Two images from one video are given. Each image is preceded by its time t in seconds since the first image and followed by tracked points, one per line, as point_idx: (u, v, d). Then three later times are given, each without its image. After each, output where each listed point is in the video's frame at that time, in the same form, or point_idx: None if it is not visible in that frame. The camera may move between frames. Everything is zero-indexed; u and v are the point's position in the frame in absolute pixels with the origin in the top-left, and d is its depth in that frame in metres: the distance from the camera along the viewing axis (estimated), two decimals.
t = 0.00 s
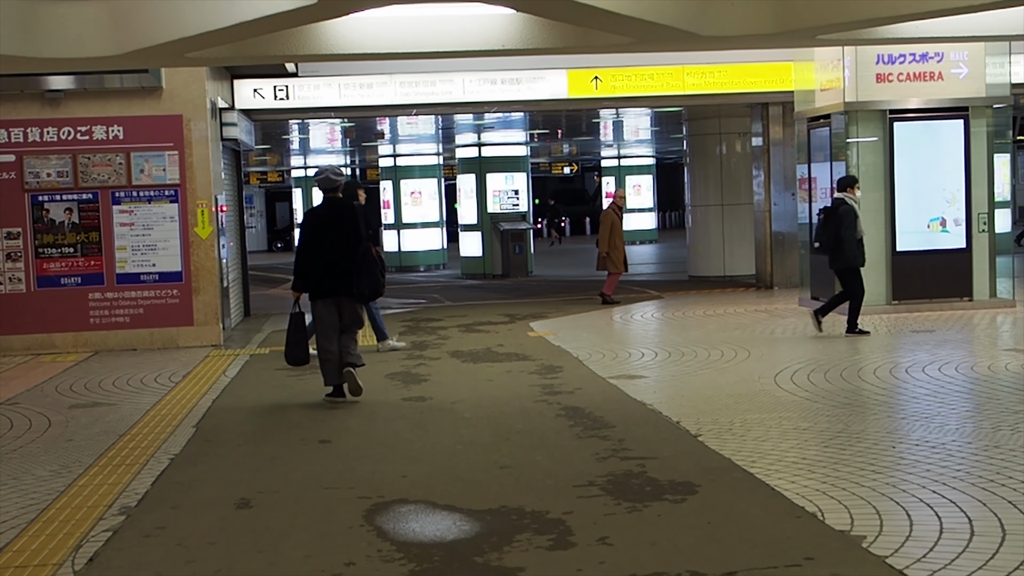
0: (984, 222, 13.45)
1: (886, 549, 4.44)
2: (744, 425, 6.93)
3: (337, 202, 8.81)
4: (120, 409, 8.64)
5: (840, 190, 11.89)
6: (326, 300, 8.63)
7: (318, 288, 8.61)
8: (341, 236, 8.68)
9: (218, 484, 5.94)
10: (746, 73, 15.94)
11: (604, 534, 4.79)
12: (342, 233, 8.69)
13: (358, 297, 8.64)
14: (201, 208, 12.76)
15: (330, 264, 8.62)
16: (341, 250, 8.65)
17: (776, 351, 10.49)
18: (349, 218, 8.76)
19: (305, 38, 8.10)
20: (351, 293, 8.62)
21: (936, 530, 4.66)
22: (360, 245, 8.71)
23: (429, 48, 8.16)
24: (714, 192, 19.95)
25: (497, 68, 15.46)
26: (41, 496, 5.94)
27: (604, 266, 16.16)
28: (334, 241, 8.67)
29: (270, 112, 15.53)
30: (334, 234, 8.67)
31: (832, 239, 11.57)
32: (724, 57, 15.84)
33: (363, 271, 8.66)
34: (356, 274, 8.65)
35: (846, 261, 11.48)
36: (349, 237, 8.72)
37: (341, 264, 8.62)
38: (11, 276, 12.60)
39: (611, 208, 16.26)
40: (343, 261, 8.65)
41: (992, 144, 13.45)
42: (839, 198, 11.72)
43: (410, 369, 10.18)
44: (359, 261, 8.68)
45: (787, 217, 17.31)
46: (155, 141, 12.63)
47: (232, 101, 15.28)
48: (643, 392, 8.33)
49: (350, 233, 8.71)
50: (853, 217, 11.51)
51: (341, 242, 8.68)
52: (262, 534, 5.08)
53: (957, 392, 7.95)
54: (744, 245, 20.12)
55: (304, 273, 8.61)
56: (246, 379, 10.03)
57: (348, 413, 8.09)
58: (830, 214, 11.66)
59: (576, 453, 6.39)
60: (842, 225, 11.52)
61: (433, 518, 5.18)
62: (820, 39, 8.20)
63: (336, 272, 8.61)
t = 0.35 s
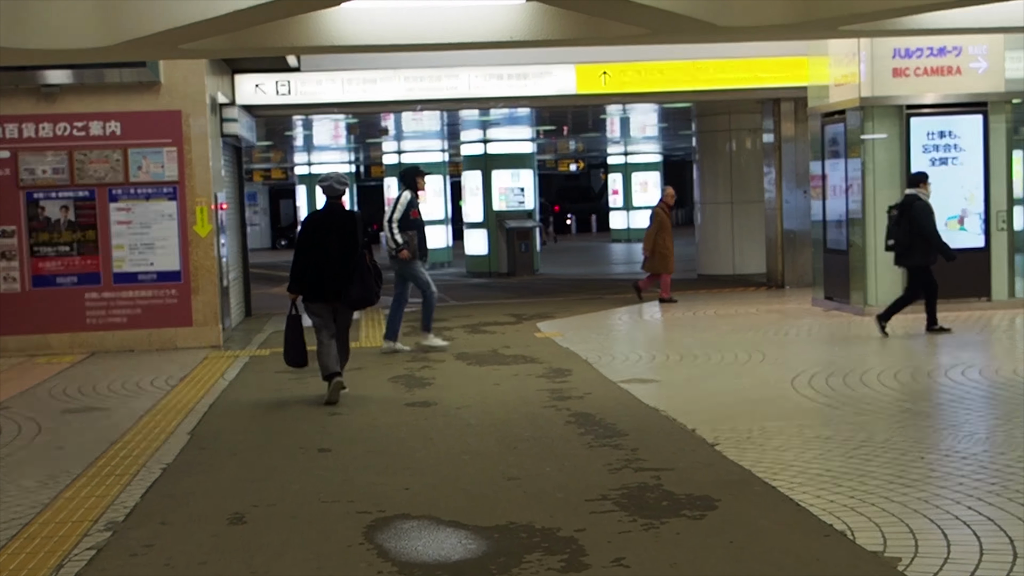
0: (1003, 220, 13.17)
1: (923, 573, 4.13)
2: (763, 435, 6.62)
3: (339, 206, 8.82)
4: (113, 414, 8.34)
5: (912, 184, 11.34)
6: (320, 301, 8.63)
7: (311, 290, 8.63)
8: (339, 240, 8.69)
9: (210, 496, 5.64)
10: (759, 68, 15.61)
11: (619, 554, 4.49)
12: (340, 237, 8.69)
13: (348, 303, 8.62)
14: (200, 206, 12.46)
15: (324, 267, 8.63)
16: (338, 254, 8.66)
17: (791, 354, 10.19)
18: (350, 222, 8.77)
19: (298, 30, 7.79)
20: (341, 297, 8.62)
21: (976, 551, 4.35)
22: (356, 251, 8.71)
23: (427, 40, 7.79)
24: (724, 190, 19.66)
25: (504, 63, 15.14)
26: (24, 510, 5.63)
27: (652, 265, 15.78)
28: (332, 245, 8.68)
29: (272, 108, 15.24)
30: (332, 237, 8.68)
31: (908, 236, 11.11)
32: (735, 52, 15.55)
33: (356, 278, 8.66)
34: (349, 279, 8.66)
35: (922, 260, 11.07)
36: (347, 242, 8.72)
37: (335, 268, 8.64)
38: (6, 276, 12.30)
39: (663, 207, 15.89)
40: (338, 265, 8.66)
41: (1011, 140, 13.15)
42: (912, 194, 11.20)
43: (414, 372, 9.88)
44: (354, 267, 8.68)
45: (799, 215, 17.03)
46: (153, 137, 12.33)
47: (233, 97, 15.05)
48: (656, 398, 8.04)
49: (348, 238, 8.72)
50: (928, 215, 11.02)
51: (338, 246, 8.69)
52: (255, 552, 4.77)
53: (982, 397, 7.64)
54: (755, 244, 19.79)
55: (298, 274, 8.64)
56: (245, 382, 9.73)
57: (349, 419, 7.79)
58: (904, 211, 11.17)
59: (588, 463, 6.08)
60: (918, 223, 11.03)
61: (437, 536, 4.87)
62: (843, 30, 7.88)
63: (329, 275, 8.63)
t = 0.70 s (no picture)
0: None
1: None
2: (785, 448, 6.32)
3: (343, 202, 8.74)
4: (109, 424, 8.03)
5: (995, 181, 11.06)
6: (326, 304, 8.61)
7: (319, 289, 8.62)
8: (343, 237, 8.62)
9: (204, 517, 5.33)
10: (774, 64, 15.26)
11: None
12: (344, 234, 8.62)
13: (357, 299, 8.56)
14: (202, 207, 12.15)
15: (330, 265, 8.59)
16: (343, 251, 8.59)
17: (812, 359, 9.88)
18: (354, 218, 8.66)
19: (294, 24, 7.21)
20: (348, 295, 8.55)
21: None
22: (362, 246, 8.61)
23: (435, 35, 7.24)
24: (738, 188, 19.35)
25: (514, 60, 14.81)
26: (7, 530, 5.33)
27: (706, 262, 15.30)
28: (337, 241, 8.63)
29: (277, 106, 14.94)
30: (336, 235, 8.61)
31: (986, 234, 10.84)
32: (751, 47, 15.20)
33: (361, 273, 8.56)
34: (355, 275, 8.57)
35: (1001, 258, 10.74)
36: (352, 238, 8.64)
37: (341, 266, 8.58)
38: (5, 279, 12.02)
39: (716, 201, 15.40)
40: (343, 262, 8.59)
41: None
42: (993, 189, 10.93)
43: (422, 379, 9.57)
44: (360, 262, 8.58)
45: (816, 214, 16.73)
46: (155, 137, 12.04)
47: (238, 95, 14.80)
48: (674, 408, 7.74)
49: (353, 234, 8.62)
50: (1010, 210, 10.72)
51: (343, 243, 8.62)
52: None
53: (1013, 407, 7.33)
54: (771, 242, 19.44)
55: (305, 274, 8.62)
56: (248, 389, 9.43)
57: (353, 430, 7.48)
58: (983, 207, 10.89)
59: (603, 480, 5.78)
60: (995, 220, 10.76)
61: (442, 562, 4.55)
62: (868, 23, 7.54)
63: (335, 273, 8.58)
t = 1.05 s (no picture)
0: None
1: None
2: (823, 463, 6.02)
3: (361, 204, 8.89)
4: (116, 436, 7.75)
5: None
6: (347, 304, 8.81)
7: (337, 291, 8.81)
8: (360, 239, 8.79)
9: (208, 538, 5.02)
10: (800, 66, 14.92)
11: None
12: (360, 236, 8.79)
13: (371, 301, 8.68)
14: (216, 212, 11.84)
15: (348, 268, 8.79)
16: (360, 254, 8.78)
17: (844, 366, 9.56)
18: (370, 220, 8.82)
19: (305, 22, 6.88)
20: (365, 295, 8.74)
21: None
22: (377, 248, 8.76)
23: (457, 31, 6.93)
24: (762, 193, 19.03)
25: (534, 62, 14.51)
26: None
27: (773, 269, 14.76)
28: (354, 243, 8.79)
29: (293, 110, 14.66)
30: (354, 237, 8.79)
31: None
32: (777, 48, 14.87)
33: (377, 275, 8.70)
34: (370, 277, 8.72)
35: None
36: (369, 241, 8.80)
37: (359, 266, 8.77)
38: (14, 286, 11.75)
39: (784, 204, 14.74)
40: (360, 264, 8.78)
41: None
42: None
43: (440, 388, 9.27)
44: (374, 264, 8.73)
45: (843, 219, 16.41)
46: (168, 141, 11.76)
47: (253, 99, 14.55)
48: (703, 418, 7.43)
49: (369, 237, 8.79)
50: None
51: (359, 246, 8.80)
52: None
53: None
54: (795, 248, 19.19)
55: (324, 276, 8.83)
56: (261, 399, 9.14)
57: (367, 442, 7.18)
58: None
59: (631, 496, 5.46)
60: None
61: None
62: (905, 16, 7.20)
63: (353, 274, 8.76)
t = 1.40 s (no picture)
0: None
1: None
2: (860, 489, 5.72)
3: (390, 219, 8.99)
4: (121, 456, 7.47)
5: None
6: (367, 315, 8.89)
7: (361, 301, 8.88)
8: (387, 252, 8.88)
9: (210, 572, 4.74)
10: (826, 70, 14.59)
11: None
12: (388, 249, 8.88)
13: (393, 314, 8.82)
14: (228, 221, 11.56)
15: (374, 279, 8.85)
16: (386, 267, 8.87)
17: (875, 380, 9.23)
18: (399, 235, 8.92)
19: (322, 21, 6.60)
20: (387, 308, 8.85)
21: None
22: (403, 263, 8.87)
23: (472, 34, 6.54)
24: (785, 200, 18.69)
25: (553, 67, 14.21)
26: None
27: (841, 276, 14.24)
28: (382, 255, 8.88)
29: (307, 116, 14.38)
30: (383, 250, 8.88)
31: None
32: (802, 51, 14.58)
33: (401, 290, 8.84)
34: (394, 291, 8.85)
35: None
36: (395, 255, 8.91)
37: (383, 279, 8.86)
38: (22, 297, 11.49)
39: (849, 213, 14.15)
40: (384, 277, 8.87)
41: None
42: None
43: (457, 405, 8.96)
44: (399, 278, 8.84)
45: (868, 226, 16.09)
46: (178, 147, 11.48)
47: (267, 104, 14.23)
48: (732, 438, 7.12)
49: (397, 251, 8.90)
50: None
51: (387, 259, 8.88)
52: None
53: None
54: (819, 255, 18.75)
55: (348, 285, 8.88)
56: (272, 416, 8.85)
57: (381, 463, 6.88)
58: None
59: (659, 526, 5.16)
60: None
61: None
62: (945, 16, 6.88)
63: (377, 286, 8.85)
